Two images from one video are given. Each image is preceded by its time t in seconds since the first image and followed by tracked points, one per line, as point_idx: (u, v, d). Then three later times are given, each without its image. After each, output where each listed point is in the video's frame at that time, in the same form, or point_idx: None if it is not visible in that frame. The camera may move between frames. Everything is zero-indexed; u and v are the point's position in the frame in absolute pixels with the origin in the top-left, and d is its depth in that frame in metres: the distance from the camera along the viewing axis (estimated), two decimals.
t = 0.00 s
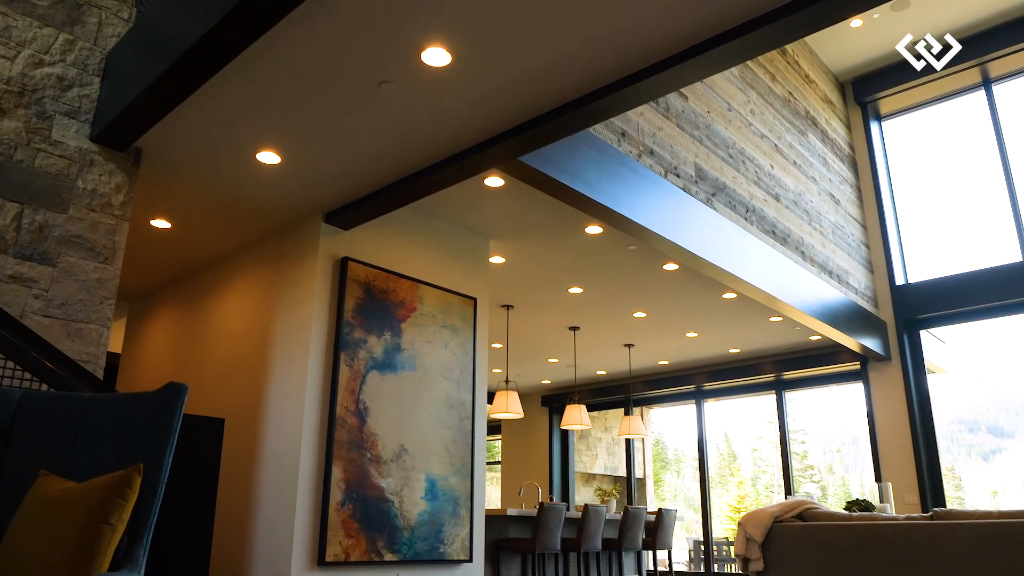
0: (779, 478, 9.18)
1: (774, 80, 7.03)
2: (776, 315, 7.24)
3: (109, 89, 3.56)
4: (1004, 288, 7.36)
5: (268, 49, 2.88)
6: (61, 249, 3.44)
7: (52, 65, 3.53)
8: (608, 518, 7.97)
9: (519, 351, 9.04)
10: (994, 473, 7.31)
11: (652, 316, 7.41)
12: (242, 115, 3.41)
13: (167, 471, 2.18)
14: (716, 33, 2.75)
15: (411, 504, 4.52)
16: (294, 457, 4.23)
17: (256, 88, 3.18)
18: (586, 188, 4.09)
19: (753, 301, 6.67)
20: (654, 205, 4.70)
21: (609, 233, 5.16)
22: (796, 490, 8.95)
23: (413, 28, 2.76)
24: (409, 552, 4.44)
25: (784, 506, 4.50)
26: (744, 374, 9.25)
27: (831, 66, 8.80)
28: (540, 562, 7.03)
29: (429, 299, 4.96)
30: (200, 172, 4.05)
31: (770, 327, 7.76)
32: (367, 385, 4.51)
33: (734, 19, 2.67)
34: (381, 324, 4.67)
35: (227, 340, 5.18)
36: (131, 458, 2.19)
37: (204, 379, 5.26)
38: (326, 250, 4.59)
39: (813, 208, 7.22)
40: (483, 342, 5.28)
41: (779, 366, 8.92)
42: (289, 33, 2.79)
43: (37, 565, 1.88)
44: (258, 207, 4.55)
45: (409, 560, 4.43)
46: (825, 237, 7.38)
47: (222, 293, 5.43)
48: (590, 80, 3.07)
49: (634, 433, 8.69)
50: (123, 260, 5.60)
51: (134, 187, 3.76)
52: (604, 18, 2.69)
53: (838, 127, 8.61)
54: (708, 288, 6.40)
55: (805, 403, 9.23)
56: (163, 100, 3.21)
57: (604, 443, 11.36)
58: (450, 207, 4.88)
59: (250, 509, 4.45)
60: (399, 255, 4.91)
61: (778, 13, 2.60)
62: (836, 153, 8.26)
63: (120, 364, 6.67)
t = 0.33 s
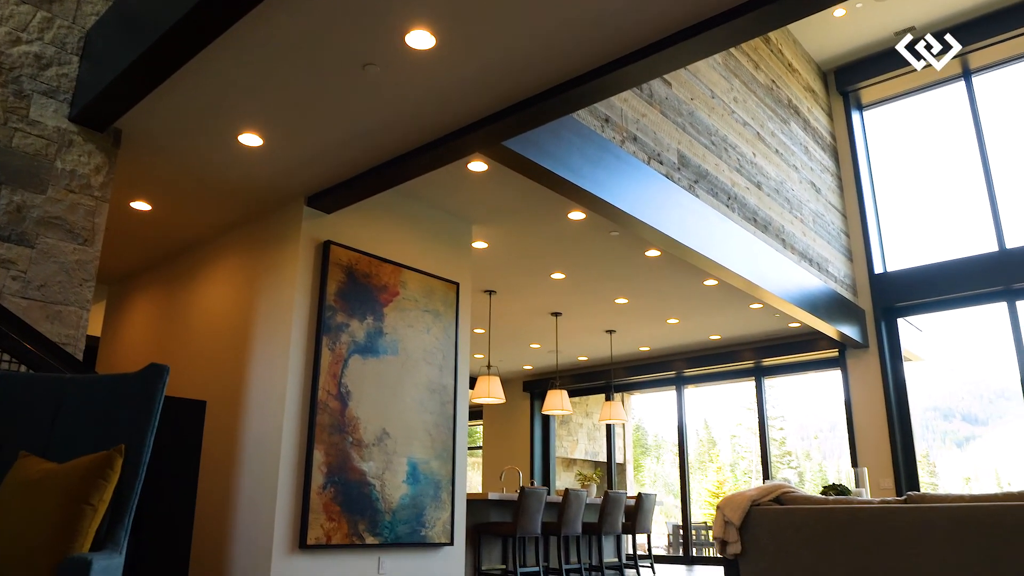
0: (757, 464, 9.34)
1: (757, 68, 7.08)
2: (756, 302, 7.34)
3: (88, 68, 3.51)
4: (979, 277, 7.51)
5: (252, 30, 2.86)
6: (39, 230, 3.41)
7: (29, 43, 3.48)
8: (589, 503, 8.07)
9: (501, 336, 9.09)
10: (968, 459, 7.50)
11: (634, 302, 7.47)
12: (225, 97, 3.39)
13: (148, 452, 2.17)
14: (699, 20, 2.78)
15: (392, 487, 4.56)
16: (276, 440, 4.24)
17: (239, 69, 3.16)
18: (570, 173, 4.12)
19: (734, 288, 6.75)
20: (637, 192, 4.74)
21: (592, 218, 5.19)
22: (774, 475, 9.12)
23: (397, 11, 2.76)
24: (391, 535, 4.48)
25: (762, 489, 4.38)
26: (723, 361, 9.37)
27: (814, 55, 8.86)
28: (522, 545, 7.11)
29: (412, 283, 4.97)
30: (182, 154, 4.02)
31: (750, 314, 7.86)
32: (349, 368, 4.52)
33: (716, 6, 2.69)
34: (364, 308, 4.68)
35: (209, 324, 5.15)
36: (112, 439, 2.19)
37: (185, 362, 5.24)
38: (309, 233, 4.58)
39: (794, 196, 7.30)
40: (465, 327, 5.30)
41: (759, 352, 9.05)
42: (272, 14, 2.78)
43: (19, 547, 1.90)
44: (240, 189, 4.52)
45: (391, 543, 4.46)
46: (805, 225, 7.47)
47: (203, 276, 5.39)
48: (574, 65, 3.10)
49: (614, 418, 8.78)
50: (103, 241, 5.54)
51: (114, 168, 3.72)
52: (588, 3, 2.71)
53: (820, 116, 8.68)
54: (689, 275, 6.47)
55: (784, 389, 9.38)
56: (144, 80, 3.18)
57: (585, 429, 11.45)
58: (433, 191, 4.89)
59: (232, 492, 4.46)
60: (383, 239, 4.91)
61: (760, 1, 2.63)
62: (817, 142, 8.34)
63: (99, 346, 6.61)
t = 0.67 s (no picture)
0: (733, 451, 9.51)
1: (737, 57, 7.13)
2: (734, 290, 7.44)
3: (64, 47, 3.46)
4: (951, 268, 7.67)
5: (232, 11, 2.85)
6: (14, 212, 3.37)
7: (4, 21, 3.42)
8: (567, 488, 8.18)
9: (481, 322, 9.12)
10: (939, 447, 7.69)
11: (613, 289, 7.53)
12: (204, 78, 3.37)
13: (126, 437, 2.16)
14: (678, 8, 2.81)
15: (371, 472, 4.59)
16: (254, 425, 4.24)
17: (219, 51, 3.14)
18: (550, 160, 4.14)
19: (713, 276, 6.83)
20: (617, 179, 4.78)
21: (572, 205, 5.23)
22: (749, 462, 9.29)
23: None
24: (369, 519, 4.51)
25: (737, 474, 4.42)
26: (701, 348, 9.50)
27: (794, 45, 8.94)
28: (500, 530, 7.20)
29: (392, 268, 4.97)
30: (161, 136, 3.98)
31: (727, 303, 7.97)
32: (328, 353, 4.53)
33: None
34: (343, 292, 4.68)
35: (187, 307, 5.12)
36: (89, 422, 2.19)
37: (162, 346, 5.20)
38: (288, 217, 4.56)
39: (773, 185, 7.39)
40: (445, 312, 5.32)
41: (736, 340, 9.18)
42: None
43: None
44: (219, 172, 4.49)
45: (369, 527, 4.50)
46: (783, 214, 7.56)
47: (181, 259, 5.34)
48: (554, 51, 3.12)
49: (593, 404, 8.87)
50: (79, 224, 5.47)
51: (90, 149, 3.68)
52: None
53: (800, 106, 8.77)
54: (668, 262, 6.54)
55: (760, 377, 9.54)
56: (121, 61, 3.15)
57: (564, 415, 11.55)
58: (413, 177, 4.89)
59: (209, 477, 4.46)
60: (363, 223, 4.91)
61: None
62: (796, 132, 8.42)
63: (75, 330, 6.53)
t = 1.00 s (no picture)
0: (709, 438, 9.66)
1: (718, 46, 7.18)
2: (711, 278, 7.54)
3: (39, 26, 3.41)
4: (923, 258, 7.84)
5: None
6: None
7: None
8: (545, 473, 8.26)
9: (461, 308, 9.15)
10: (912, 435, 7.88)
11: (592, 276, 7.59)
12: (182, 59, 3.34)
13: (103, 419, 2.17)
14: None
15: (349, 456, 4.61)
16: (232, 409, 4.24)
17: (197, 31, 3.11)
18: (531, 146, 4.17)
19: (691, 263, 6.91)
20: (597, 166, 4.82)
21: (552, 191, 5.26)
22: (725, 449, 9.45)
23: None
24: (348, 503, 4.54)
25: (712, 459, 4.48)
26: (680, 335, 9.61)
27: (774, 36, 9.01)
28: (478, 514, 7.27)
29: (371, 253, 4.98)
30: (138, 118, 3.94)
31: (705, 290, 8.07)
32: (307, 338, 4.53)
33: None
34: (322, 277, 4.68)
35: (164, 291, 5.08)
36: (67, 402, 2.20)
37: (139, 330, 5.16)
38: (267, 200, 4.54)
39: (751, 174, 7.47)
40: (424, 298, 5.34)
41: (713, 328, 9.31)
42: None
43: None
44: (198, 155, 4.45)
45: (347, 511, 4.53)
46: (761, 203, 7.66)
47: (159, 243, 5.29)
48: (534, 38, 3.14)
49: (570, 390, 8.95)
50: (54, 205, 5.40)
51: (66, 130, 3.64)
52: None
53: (779, 96, 8.85)
54: (647, 249, 6.60)
55: (737, 365, 9.69)
56: (97, 40, 3.11)
57: (542, 401, 11.62)
58: (394, 162, 4.89)
59: (187, 461, 4.46)
60: (343, 208, 4.90)
61: None
62: (775, 121, 8.51)
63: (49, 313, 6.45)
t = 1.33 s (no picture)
0: (688, 425, 9.80)
1: (700, 34, 7.22)
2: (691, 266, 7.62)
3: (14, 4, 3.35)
4: (898, 248, 7.99)
5: None
6: None
7: None
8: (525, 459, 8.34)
9: (443, 294, 9.16)
10: (886, 422, 8.04)
11: (573, 263, 7.63)
12: (161, 41, 3.31)
13: (81, 404, 2.16)
14: None
15: (329, 440, 4.64)
16: (211, 394, 4.24)
17: (176, 12, 3.09)
18: (513, 132, 4.18)
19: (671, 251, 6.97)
20: (579, 153, 4.84)
21: (533, 178, 5.28)
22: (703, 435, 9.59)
23: None
24: (328, 487, 4.57)
25: (689, 444, 4.49)
26: (659, 322, 9.71)
27: (755, 25, 9.06)
28: (458, 499, 7.33)
29: (352, 238, 4.98)
30: (116, 100, 3.90)
31: (685, 278, 8.16)
32: (287, 322, 4.54)
33: None
34: (303, 261, 4.68)
35: (143, 275, 5.04)
36: (46, 384, 2.20)
37: (118, 314, 5.12)
38: (246, 184, 4.52)
39: (731, 162, 7.54)
40: (404, 283, 5.36)
41: (693, 316, 9.42)
42: None
43: None
44: (177, 137, 4.41)
45: (327, 495, 4.56)
46: (741, 192, 7.74)
47: (137, 226, 5.24)
48: (518, 23, 3.15)
49: (550, 376, 9.01)
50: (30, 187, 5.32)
51: (42, 111, 3.59)
52: None
53: (760, 85, 8.92)
54: (629, 237, 6.65)
55: (715, 352, 9.81)
56: (75, 20, 3.07)
57: (522, 387, 11.69)
58: (375, 146, 4.89)
59: (166, 445, 4.45)
60: (324, 192, 4.89)
61: None
62: (755, 110, 8.58)
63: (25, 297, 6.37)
